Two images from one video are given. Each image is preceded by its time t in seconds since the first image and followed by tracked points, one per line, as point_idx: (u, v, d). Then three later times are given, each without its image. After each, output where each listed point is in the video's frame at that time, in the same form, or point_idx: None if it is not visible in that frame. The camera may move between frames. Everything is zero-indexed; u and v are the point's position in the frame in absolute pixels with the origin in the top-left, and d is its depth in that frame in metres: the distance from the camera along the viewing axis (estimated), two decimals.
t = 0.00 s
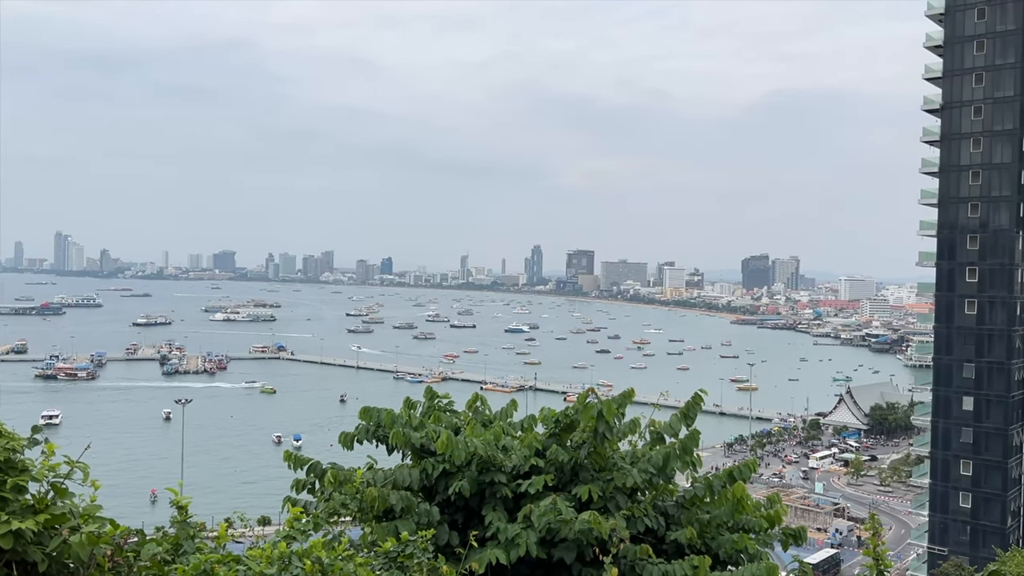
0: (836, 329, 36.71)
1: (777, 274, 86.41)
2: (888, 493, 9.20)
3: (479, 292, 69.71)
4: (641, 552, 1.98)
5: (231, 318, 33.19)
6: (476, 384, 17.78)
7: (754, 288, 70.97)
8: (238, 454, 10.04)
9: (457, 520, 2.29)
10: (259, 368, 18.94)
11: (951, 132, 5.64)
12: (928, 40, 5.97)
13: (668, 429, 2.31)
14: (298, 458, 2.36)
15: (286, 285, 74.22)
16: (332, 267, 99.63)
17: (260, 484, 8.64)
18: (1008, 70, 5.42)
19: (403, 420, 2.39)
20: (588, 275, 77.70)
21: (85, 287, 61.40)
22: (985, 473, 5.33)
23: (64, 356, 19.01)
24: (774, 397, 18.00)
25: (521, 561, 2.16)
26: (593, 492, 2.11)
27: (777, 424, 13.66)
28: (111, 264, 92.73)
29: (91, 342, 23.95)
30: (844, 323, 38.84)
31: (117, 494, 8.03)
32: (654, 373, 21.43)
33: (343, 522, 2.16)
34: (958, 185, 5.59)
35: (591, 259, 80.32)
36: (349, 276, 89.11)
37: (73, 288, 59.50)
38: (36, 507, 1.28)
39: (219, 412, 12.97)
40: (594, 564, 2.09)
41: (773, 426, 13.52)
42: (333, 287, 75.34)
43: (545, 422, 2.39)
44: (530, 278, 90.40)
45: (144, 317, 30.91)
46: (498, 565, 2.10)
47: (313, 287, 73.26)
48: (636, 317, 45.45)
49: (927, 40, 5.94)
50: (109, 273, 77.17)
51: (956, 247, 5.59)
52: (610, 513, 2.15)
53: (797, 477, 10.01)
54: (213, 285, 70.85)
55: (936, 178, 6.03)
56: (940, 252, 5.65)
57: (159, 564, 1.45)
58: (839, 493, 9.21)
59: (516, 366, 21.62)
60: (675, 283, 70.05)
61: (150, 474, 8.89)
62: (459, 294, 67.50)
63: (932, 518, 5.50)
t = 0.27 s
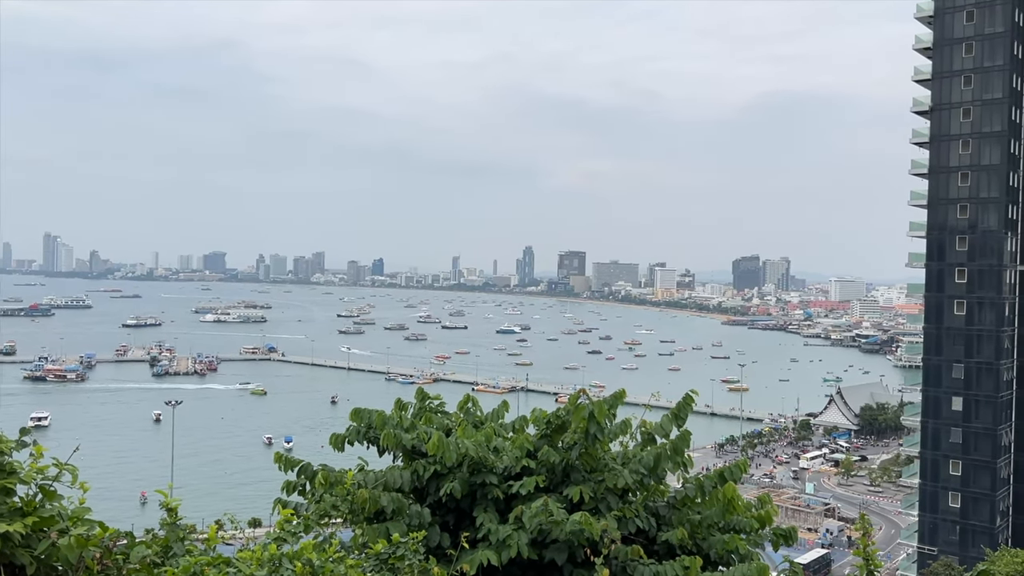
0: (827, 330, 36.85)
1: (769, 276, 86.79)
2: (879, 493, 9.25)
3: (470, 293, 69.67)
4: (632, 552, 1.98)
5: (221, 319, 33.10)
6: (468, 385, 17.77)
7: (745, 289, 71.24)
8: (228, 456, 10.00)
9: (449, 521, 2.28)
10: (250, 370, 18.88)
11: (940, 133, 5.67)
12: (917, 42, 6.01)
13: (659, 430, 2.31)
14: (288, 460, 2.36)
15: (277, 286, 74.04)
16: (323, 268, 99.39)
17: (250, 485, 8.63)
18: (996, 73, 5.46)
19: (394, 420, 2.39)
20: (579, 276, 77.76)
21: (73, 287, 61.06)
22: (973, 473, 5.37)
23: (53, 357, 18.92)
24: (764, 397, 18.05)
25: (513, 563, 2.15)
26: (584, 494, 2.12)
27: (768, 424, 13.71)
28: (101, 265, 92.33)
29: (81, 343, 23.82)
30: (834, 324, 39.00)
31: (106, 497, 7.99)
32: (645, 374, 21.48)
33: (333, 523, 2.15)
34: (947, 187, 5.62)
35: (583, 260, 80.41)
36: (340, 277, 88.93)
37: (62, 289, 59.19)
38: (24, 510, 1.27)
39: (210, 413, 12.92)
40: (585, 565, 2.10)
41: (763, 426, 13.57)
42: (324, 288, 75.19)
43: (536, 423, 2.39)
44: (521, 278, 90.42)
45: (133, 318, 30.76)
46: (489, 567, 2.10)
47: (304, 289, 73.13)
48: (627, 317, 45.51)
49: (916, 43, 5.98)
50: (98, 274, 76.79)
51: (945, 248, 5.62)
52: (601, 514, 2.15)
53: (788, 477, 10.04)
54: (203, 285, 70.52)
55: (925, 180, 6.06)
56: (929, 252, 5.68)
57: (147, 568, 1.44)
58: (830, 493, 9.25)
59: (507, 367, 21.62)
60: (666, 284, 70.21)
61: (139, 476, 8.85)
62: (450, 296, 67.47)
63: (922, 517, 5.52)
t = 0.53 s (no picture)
0: (817, 331, 37.00)
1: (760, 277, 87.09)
2: (869, 493, 9.29)
3: (462, 295, 69.68)
4: (623, 554, 1.98)
5: (211, 320, 32.96)
6: (459, 386, 17.75)
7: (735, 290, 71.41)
8: (218, 458, 9.96)
9: (440, 522, 2.28)
10: (241, 371, 18.81)
11: (929, 135, 5.70)
12: (907, 44, 6.04)
13: (650, 431, 2.31)
14: (279, 461, 2.34)
15: (267, 288, 73.74)
16: (314, 269, 99.13)
17: (241, 487, 8.59)
18: (985, 75, 5.49)
19: (385, 422, 2.38)
20: (570, 277, 77.76)
21: (61, 288, 60.66)
22: (963, 473, 5.39)
23: (41, 359, 18.80)
24: (755, 398, 18.10)
25: (503, 564, 2.15)
26: (575, 495, 2.12)
27: (759, 425, 13.75)
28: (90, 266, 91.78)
29: (69, 345, 23.68)
30: (824, 325, 39.18)
31: (94, 499, 7.94)
32: (636, 375, 21.51)
33: (324, 525, 2.15)
34: (936, 189, 5.65)
35: (574, 261, 80.45)
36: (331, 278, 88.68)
37: (50, 290, 58.79)
38: (13, 512, 1.26)
39: (200, 415, 12.87)
40: (576, 567, 2.09)
41: (754, 427, 13.61)
42: (314, 289, 74.96)
43: (527, 425, 2.39)
44: (513, 279, 90.44)
45: (123, 320, 30.63)
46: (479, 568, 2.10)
47: (294, 290, 72.91)
48: (618, 318, 45.58)
49: (905, 45, 6.01)
50: (88, 275, 76.36)
51: (935, 250, 5.65)
52: (592, 515, 2.15)
53: (779, 478, 10.07)
54: (193, 287, 70.27)
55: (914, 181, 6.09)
56: (919, 253, 5.71)
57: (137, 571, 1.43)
58: (821, 494, 9.28)
59: (498, 368, 21.61)
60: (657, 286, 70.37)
61: (129, 479, 8.80)
62: (441, 296, 67.41)
63: (912, 517, 5.55)
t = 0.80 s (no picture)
0: (807, 332, 37.14)
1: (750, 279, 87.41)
2: (859, 493, 9.34)
3: (453, 296, 69.65)
4: (615, 555, 1.98)
5: (202, 322, 32.85)
6: (450, 388, 17.74)
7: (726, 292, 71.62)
8: (208, 460, 9.92)
9: (431, 525, 2.28)
10: (231, 373, 18.75)
11: (918, 138, 5.73)
12: (896, 47, 6.07)
13: (641, 432, 2.31)
14: (269, 464, 2.33)
15: (258, 289, 73.51)
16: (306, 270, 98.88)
17: (231, 489, 8.56)
18: (973, 78, 5.52)
19: (376, 423, 2.37)
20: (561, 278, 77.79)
21: (50, 290, 60.29)
22: (953, 473, 5.41)
23: (30, 361, 18.69)
24: (746, 399, 18.15)
25: (494, 566, 2.14)
26: (566, 496, 2.11)
27: (749, 426, 13.79)
28: (79, 268, 91.27)
29: (58, 347, 23.54)
30: (814, 326, 39.31)
31: (83, 502, 7.90)
32: (627, 377, 21.54)
33: (314, 527, 2.14)
34: (925, 190, 5.69)
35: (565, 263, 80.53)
36: (322, 280, 88.48)
37: (38, 291, 58.43)
38: (0, 516, 1.25)
39: (190, 417, 12.82)
40: (567, 568, 2.09)
41: (745, 428, 13.65)
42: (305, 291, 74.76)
43: (519, 426, 2.39)
44: (504, 281, 90.42)
45: (112, 322, 30.49)
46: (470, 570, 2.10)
47: (285, 291, 72.70)
48: (610, 320, 45.65)
49: (895, 48, 6.04)
50: (77, 277, 75.96)
51: (924, 251, 5.68)
52: (582, 516, 2.15)
53: (769, 479, 10.10)
54: (183, 288, 70.02)
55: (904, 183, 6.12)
56: (909, 255, 5.74)
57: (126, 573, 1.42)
58: (811, 495, 9.31)
59: (490, 369, 21.61)
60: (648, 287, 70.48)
61: (117, 481, 8.76)
62: (433, 298, 67.37)
63: (901, 517, 5.57)
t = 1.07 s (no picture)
0: (797, 333, 37.26)
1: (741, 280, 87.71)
2: (849, 494, 9.37)
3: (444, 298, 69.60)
4: (606, 556, 1.98)
5: (192, 324, 32.71)
6: (442, 389, 17.72)
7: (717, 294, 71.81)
8: (198, 462, 9.88)
9: (422, 527, 2.27)
10: (221, 375, 18.69)
11: (908, 140, 5.76)
12: (885, 50, 6.10)
13: (632, 434, 2.31)
14: (259, 466, 2.33)
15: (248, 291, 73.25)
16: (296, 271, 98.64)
17: (220, 492, 8.53)
18: (962, 80, 5.55)
19: (367, 426, 2.37)
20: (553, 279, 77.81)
21: (39, 292, 59.93)
22: (942, 474, 5.44)
23: (19, 363, 18.57)
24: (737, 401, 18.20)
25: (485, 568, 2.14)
26: (557, 498, 2.11)
27: (740, 428, 13.82)
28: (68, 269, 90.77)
29: (47, 349, 23.41)
30: (805, 328, 39.44)
31: (71, 505, 7.86)
32: (619, 378, 21.57)
33: (305, 529, 2.13)
34: (914, 192, 5.72)
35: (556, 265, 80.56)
36: (313, 281, 88.23)
37: (27, 293, 58.08)
38: None
39: (180, 419, 12.77)
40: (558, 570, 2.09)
41: (736, 429, 13.69)
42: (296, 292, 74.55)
43: (510, 428, 2.39)
44: (495, 282, 90.39)
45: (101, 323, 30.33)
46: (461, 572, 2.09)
47: (276, 293, 72.50)
48: (601, 322, 45.71)
49: (884, 51, 6.07)
50: (66, 279, 75.56)
51: (914, 253, 5.71)
52: (574, 518, 2.15)
53: (760, 480, 10.13)
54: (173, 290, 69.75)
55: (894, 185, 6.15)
56: (898, 257, 5.77)
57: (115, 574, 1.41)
58: (802, 496, 9.34)
59: (481, 371, 21.61)
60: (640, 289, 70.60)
61: (106, 484, 8.71)
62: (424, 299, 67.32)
63: (891, 518, 5.60)
